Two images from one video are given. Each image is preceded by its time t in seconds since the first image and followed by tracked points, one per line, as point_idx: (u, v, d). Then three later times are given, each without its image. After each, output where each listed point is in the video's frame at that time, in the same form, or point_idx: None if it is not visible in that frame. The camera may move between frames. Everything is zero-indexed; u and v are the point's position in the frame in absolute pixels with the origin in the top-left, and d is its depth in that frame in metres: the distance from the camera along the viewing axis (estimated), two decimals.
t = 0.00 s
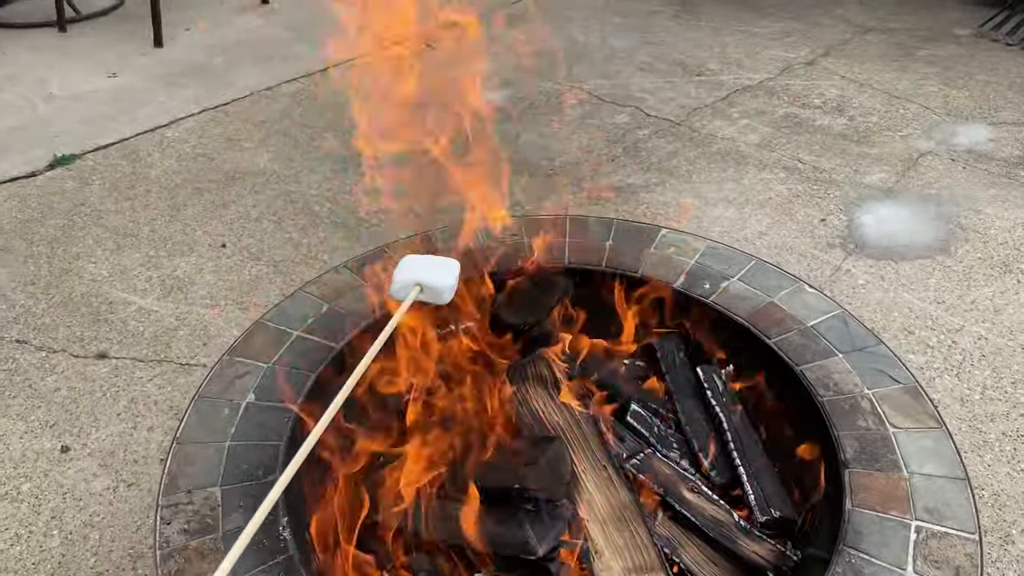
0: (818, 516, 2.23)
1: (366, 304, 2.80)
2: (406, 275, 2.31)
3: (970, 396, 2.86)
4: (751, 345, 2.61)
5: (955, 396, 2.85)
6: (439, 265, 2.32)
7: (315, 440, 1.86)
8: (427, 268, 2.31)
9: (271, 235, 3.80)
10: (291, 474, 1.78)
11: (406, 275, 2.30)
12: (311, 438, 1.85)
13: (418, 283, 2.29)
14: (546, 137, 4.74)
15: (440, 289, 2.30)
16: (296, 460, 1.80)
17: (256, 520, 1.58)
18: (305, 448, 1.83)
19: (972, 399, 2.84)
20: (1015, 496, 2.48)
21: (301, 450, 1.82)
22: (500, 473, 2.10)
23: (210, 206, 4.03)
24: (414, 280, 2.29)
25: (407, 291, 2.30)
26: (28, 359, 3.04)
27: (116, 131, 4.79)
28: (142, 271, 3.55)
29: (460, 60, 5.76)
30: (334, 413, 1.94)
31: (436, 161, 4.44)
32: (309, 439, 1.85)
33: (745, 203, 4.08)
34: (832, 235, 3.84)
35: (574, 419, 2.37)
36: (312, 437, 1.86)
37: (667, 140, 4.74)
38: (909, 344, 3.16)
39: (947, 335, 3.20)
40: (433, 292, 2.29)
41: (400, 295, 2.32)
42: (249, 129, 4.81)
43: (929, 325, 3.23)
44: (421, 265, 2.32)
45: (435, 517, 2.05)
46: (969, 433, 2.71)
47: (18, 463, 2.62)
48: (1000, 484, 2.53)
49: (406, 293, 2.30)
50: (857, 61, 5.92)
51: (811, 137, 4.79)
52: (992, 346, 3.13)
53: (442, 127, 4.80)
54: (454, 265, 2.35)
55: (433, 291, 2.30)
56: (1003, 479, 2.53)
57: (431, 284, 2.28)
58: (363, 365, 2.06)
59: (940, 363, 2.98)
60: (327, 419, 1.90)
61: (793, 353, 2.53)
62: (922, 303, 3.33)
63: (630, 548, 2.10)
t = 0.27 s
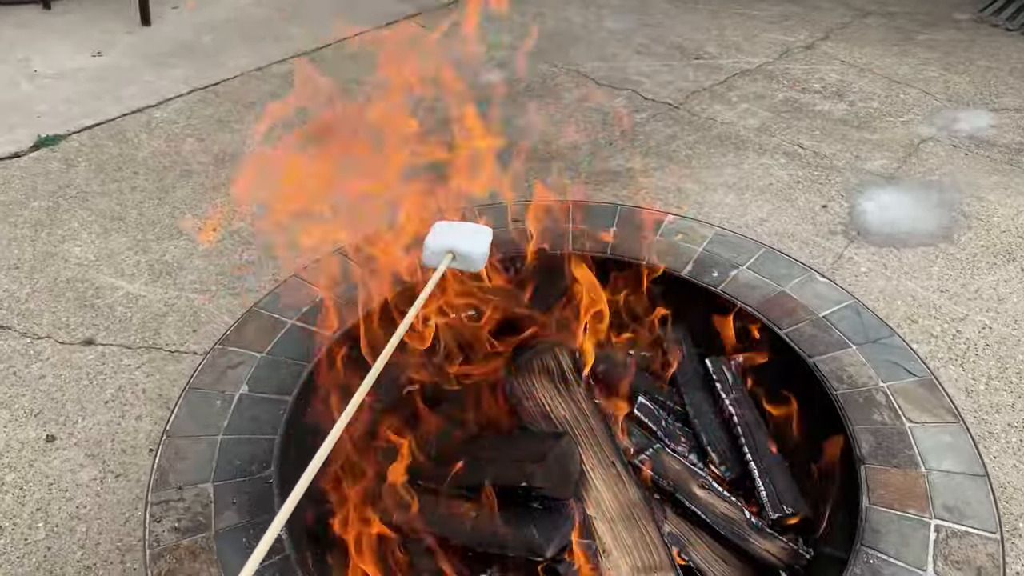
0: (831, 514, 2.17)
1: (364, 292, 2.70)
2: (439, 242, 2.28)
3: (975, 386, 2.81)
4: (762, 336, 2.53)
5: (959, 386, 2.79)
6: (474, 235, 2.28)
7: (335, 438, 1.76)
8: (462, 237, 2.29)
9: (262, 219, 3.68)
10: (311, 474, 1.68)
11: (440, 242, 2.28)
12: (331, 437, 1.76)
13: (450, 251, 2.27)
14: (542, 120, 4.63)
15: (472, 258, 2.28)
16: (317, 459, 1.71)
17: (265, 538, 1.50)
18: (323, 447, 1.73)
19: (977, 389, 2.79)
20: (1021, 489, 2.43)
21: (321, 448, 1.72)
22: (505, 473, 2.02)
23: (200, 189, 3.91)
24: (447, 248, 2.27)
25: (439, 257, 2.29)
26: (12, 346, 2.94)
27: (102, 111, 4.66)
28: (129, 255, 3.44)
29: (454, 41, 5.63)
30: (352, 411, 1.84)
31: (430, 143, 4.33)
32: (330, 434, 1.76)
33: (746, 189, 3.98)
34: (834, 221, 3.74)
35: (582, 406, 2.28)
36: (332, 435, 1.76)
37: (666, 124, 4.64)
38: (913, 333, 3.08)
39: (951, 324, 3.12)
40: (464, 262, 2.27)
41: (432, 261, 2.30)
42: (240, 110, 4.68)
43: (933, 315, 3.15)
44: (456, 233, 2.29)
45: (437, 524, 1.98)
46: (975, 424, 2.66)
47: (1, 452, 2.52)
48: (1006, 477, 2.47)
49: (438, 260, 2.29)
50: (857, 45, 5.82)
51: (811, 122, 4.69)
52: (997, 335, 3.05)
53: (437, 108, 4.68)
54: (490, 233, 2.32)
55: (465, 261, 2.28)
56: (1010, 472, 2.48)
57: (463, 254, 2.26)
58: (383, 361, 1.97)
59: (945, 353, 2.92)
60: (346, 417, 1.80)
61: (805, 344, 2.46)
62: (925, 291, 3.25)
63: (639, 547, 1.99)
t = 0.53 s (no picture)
0: (834, 498, 2.15)
1: (363, 271, 2.67)
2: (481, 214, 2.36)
3: (971, 373, 2.79)
4: (765, 320, 2.52)
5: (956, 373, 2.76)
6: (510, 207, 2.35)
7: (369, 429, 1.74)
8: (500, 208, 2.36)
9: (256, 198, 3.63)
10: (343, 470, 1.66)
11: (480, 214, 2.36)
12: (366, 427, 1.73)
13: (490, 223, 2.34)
14: (539, 102, 4.58)
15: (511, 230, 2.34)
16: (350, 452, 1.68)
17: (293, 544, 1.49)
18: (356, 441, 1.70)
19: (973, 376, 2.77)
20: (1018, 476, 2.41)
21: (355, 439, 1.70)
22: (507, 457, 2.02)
23: (192, 167, 3.85)
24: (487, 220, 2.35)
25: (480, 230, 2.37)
26: (3, 323, 2.89)
27: (94, 87, 4.59)
28: (121, 233, 3.39)
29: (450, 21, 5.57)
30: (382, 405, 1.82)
31: (426, 123, 4.28)
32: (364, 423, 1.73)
33: (743, 173, 3.94)
34: (831, 207, 3.71)
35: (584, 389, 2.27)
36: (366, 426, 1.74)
37: (663, 107, 4.60)
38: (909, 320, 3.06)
39: (947, 311, 3.10)
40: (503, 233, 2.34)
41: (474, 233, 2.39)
42: (233, 88, 4.62)
43: (930, 301, 3.13)
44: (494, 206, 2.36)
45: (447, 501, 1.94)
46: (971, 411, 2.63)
47: None
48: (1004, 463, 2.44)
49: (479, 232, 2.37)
50: (855, 31, 5.78)
51: (809, 108, 4.66)
52: (993, 323, 3.03)
53: (433, 89, 4.63)
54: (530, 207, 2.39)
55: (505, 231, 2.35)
56: (1006, 458, 2.46)
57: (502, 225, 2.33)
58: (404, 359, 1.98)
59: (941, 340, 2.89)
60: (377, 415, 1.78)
61: (808, 328, 2.44)
62: (922, 278, 3.22)
63: (641, 530, 2.01)
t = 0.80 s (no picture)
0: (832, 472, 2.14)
1: (359, 240, 2.63)
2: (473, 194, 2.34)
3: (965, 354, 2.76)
4: (765, 294, 2.49)
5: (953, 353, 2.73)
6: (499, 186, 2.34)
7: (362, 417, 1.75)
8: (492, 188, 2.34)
9: (249, 170, 3.57)
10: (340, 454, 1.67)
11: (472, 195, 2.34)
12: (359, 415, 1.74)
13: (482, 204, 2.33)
14: (536, 78, 4.52)
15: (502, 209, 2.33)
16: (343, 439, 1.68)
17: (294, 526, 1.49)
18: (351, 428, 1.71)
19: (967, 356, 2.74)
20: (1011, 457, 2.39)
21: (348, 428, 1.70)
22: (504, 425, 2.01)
23: (185, 139, 3.79)
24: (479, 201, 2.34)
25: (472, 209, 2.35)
26: None
27: (84, 58, 4.51)
28: (112, 204, 3.33)
29: None
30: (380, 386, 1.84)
31: (422, 98, 4.22)
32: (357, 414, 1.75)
33: (741, 153, 3.89)
34: (828, 187, 3.68)
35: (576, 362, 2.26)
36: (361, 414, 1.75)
37: (661, 86, 4.55)
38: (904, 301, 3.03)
39: (943, 293, 3.07)
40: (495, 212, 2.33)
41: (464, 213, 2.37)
42: (226, 60, 4.54)
43: (926, 283, 3.10)
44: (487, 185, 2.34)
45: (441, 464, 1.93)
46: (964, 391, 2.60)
47: None
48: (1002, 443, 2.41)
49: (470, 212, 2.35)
50: (853, 14, 5.73)
51: (807, 89, 4.62)
52: (989, 305, 3.01)
53: (429, 64, 4.57)
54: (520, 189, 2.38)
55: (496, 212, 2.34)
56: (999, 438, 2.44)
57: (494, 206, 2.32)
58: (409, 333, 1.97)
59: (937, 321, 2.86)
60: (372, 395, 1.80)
61: (809, 303, 2.42)
62: (917, 259, 3.19)
63: (638, 502, 2.02)
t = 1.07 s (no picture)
0: (837, 452, 2.11)
1: (359, 212, 2.58)
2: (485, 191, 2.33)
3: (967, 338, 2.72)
4: (771, 272, 2.46)
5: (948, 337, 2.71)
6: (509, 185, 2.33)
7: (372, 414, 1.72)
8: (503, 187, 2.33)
9: (244, 144, 3.50)
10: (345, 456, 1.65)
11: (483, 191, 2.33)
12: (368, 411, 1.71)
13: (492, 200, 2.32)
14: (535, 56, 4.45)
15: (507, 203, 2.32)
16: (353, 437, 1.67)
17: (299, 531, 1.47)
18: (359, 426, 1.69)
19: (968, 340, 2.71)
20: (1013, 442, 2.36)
21: (357, 425, 1.69)
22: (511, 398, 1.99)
23: (178, 112, 3.71)
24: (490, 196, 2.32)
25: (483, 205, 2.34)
26: None
27: (75, 30, 4.42)
28: (103, 176, 3.26)
29: None
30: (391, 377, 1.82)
31: (420, 74, 4.15)
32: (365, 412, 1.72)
33: (741, 135, 3.84)
34: (829, 170, 3.63)
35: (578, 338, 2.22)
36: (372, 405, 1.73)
37: (661, 67, 4.49)
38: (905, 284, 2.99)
39: (943, 277, 3.03)
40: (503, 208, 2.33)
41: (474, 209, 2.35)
42: (220, 34, 4.46)
43: (926, 267, 3.06)
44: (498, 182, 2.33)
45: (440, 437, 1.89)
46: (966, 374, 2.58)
47: None
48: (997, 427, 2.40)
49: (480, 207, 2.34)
50: None
51: (808, 72, 4.55)
52: (989, 290, 2.97)
53: (427, 40, 4.49)
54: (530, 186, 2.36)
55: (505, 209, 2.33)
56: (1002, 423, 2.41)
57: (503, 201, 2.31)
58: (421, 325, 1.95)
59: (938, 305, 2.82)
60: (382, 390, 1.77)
61: (815, 281, 2.39)
62: (918, 243, 3.16)
63: (641, 478, 1.99)
